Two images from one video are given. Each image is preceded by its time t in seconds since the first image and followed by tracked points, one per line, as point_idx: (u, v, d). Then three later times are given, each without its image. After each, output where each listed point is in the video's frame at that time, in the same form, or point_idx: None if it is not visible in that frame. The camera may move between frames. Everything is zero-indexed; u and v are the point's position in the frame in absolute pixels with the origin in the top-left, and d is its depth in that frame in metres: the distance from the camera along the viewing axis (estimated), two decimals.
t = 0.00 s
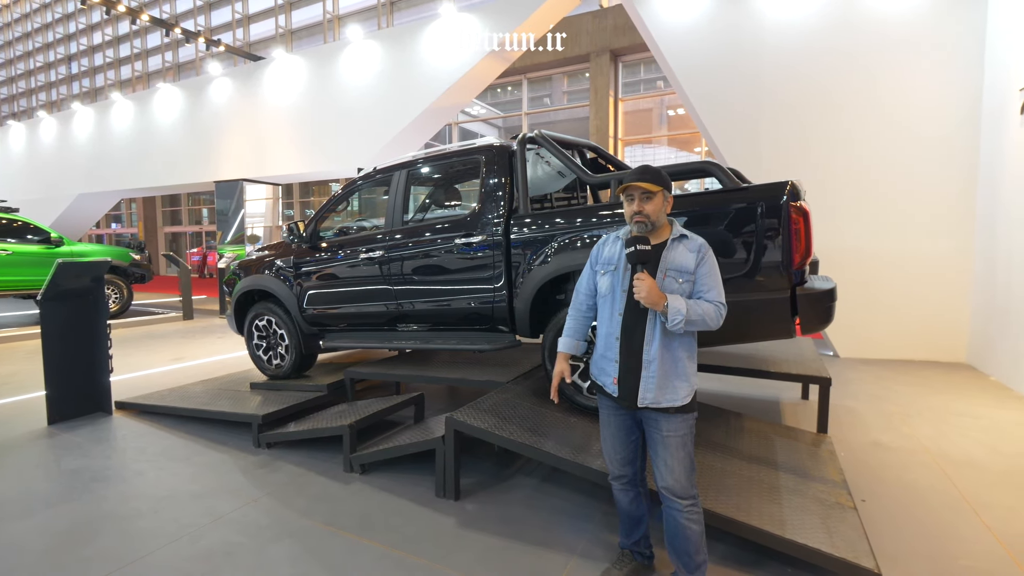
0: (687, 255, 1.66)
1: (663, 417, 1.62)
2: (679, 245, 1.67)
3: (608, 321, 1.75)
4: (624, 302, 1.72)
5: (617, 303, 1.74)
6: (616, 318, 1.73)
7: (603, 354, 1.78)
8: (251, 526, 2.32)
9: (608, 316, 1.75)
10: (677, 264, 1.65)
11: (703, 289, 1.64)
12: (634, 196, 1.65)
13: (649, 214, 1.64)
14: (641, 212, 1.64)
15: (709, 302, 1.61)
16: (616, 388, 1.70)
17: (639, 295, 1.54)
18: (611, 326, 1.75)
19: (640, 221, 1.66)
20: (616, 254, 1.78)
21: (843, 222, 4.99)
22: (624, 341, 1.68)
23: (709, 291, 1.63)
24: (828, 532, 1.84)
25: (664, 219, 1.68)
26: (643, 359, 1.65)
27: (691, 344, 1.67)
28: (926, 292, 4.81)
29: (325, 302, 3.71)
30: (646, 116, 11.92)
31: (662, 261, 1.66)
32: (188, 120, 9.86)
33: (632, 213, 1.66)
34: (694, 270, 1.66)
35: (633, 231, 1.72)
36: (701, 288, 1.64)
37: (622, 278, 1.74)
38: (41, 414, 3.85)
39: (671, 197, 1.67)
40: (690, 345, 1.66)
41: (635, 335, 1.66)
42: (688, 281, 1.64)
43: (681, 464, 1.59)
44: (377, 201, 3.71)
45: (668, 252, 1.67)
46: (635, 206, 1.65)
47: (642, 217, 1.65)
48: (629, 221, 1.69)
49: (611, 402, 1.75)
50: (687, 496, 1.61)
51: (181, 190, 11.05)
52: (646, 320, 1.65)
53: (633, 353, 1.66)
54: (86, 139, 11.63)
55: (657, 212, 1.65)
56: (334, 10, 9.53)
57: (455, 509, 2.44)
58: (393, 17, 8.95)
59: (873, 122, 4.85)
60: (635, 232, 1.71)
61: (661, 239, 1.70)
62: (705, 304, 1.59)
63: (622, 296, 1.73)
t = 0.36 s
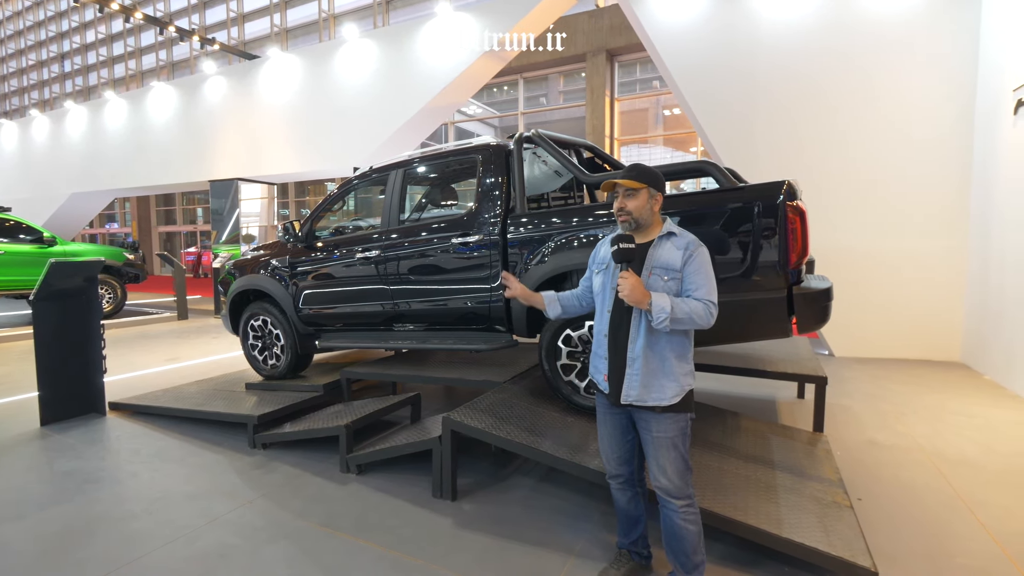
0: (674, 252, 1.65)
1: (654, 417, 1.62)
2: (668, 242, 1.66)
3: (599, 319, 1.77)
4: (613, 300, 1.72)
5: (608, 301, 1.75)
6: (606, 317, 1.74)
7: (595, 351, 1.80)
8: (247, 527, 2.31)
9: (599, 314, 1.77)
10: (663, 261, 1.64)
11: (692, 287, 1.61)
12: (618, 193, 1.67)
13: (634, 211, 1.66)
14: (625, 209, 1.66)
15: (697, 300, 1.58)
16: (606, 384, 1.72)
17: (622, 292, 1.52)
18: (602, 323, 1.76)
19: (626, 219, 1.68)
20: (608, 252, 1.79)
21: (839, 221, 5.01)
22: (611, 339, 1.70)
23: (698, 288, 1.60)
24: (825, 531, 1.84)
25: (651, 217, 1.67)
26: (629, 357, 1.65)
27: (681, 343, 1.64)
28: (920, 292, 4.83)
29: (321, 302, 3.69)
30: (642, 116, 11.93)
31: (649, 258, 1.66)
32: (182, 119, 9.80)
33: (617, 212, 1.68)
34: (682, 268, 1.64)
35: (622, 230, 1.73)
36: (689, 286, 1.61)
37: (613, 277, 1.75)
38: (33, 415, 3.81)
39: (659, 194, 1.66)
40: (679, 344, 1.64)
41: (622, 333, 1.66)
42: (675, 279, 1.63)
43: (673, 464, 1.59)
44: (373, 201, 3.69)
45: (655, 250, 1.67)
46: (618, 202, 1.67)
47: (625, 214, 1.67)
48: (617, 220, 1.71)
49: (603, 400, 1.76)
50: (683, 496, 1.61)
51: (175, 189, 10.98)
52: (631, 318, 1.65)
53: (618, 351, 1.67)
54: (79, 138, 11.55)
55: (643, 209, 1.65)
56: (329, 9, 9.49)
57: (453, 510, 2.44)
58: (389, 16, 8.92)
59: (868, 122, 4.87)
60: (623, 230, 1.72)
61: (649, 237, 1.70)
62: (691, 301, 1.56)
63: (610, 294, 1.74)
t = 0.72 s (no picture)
0: (668, 254, 1.64)
1: (648, 416, 1.62)
2: (663, 244, 1.66)
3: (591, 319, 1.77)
4: (606, 300, 1.72)
5: (601, 302, 1.75)
6: (599, 317, 1.74)
7: (589, 351, 1.79)
8: (243, 529, 2.30)
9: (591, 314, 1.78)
10: (656, 261, 1.64)
11: (683, 289, 1.61)
12: (618, 192, 1.66)
13: (633, 211, 1.65)
14: (625, 209, 1.65)
15: (690, 302, 1.58)
16: (598, 385, 1.72)
17: (612, 293, 1.52)
18: (595, 323, 1.76)
19: (625, 218, 1.66)
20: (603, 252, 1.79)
21: (835, 221, 5.03)
22: (604, 339, 1.69)
23: (691, 290, 1.59)
24: (823, 530, 1.85)
25: (648, 217, 1.67)
26: (621, 357, 1.65)
27: (673, 344, 1.63)
28: (915, 291, 4.85)
29: (318, 302, 3.68)
30: (638, 116, 11.96)
31: (642, 259, 1.67)
32: (177, 118, 9.75)
33: (616, 210, 1.67)
34: (675, 269, 1.63)
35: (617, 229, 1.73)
36: (681, 287, 1.61)
37: (606, 277, 1.74)
38: (27, 416, 3.78)
39: (657, 195, 1.67)
40: (671, 345, 1.63)
41: (613, 333, 1.66)
42: (667, 280, 1.63)
43: (667, 463, 1.59)
44: (370, 200, 3.68)
45: (649, 251, 1.67)
46: (618, 202, 1.66)
47: (625, 214, 1.65)
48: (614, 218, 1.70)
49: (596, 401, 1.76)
50: (679, 495, 1.61)
51: (170, 189, 10.93)
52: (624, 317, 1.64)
53: (611, 351, 1.67)
54: (73, 137, 11.47)
55: (642, 210, 1.65)
56: (325, 8, 9.46)
57: (450, 510, 2.43)
58: (385, 15, 8.91)
59: (863, 122, 4.90)
60: (620, 230, 1.72)
61: (644, 238, 1.71)
62: (684, 303, 1.56)
63: (604, 295, 1.74)
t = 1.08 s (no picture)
0: (673, 256, 1.65)
1: (648, 415, 1.62)
2: (668, 245, 1.67)
3: (591, 320, 1.75)
4: (609, 301, 1.71)
5: (602, 302, 1.73)
6: (601, 318, 1.73)
7: (587, 352, 1.77)
8: (240, 529, 2.29)
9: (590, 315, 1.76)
10: (663, 263, 1.65)
11: (688, 290, 1.64)
12: (631, 192, 1.64)
13: (646, 212, 1.65)
14: (637, 209, 1.64)
15: (694, 303, 1.61)
16: (599, 386, 1.70)
17: (626, 293, 1.55)
18: (596, 324, 1.75)
19: (636, 219, 1.66)
20: (603, 251, 1.76)
21: (832, 221, 5.04)
22: (608, 340, 1.68)
23: (694, 292, 1.63)
24: (821, 529, 1.85)
25: (655, 220, 1.68)
26: (626, 359, 1.65)
27: (674, 345, 1.66)
28: (911, 291, 4.87)
29: (315, 302, 3.67)
30: (636, 116, 11.97)
31: (648, 261, 1.66)
32: (173, 117, 9.72)
33: (627, 210, 1.65)
34: (680, 271, 1.65)
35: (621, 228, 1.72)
36: (686, 289, 1.64)
37: (608, 278, 1.73)
38: (22, 417, 3.76)
39: (664, 197, 1.68)
40: (673, 346, 1.66)
41: (621, 336, 1.66)
42: (673, 281, 1.64)
43: (667, 461, 1.59)
44: (367, 200, 3.67)
45: (655, 251, 1.66)
46: (631, 202, 1.64)
47: (639, 214, 1.64)
48: (621, 218, 1.69)
49: (595, 402, 1.75)
50: (677, 493, 1.61)
51: (166, 188, 10.89)
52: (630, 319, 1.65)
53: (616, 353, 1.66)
54: (69, 136, 11.42)
55: (652, 212, 1.65)
56: (323, 8, 9.44)
57: (448, 510, 2.43)
58: (382, 15, 8.89)
59: (859, 122, 4.91)
60: (626, 229, 1.70)
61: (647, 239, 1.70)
62: (690, 304, 1.59)
63: (606, 295, 1.72)
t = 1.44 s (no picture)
0: (675, 255, 1.67)
1: (652, 416, 1.63)
2: (668, 245, 1.68)
3: (595, 322, 1.74)
4: (614, 302, 1.71)
5: (607, 303, 1.73)
6: (606, 319, 1.71)
7: (590, 355, 1.76)
8: (237, 530, 2.28)
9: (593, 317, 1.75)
10: (666, 263, 1.66)
11: (690, 288, 1.66)
12: (630, 193, 1.64)
13: (645, 212, 1.65)
14: (637, 209, 1.64)
15: (697, 301, 1.64)
16: (607, 389, 1.68)
17: (638, 294, 1.53)
18: (601, 327, 1.73)
19: (635, 219, 1.65)
20: (603, 253, 1.76)
21: (828, 222, 5.05)
22: (618, 341, 1.68)
23: (696, 290, 1.65)
24: (817, 528, 1.86)
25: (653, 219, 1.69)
26: (637, 358, 1.65)
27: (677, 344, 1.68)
28: (907, 291, 4.89)
29: (312, 302, 3.66)
30: (633, 116, 11.98)
31: (653, 261, 1.66)
32: (170, 117, 9.69)
33: (626, 211, 1.65)
34: (682, 270, 1.67)
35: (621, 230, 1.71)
36: (689, 287, 1.66)
37: (612, 278, 1.72)
38: (17, 418, 3.74)
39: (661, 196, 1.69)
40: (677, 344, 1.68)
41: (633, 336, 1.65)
42: (676, 280, 1.66)
43: (670, 460, 1.60)
44: (364, 200, 3.66)
45: (657, 251, 1.67)
46: (630, 202, 1.64)
47: (638, 215, 1.64)
48: (621, 220, 1.68)
49: (597, 404, 1.74)
50: (677, 493, 1.62)
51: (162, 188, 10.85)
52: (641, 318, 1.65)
53: (627, 354, 1.66)
54: (64, 136, 11.38)
55: (650, 212, 1.65)
56: (320, 7, 9.42)
57: (446, 510, 2.43)
58: (380, 14, 8.88)
59: (856, 123, 4.93)
60: (625, 230, 1.69)
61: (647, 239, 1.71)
62: (695, 302, 1.61)
63: (612, 296, 1.71)
